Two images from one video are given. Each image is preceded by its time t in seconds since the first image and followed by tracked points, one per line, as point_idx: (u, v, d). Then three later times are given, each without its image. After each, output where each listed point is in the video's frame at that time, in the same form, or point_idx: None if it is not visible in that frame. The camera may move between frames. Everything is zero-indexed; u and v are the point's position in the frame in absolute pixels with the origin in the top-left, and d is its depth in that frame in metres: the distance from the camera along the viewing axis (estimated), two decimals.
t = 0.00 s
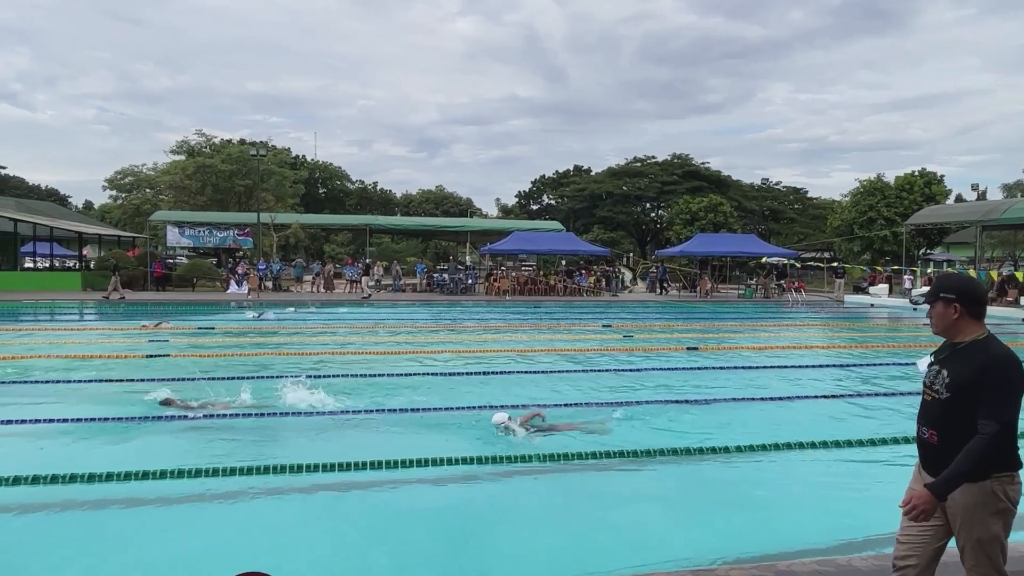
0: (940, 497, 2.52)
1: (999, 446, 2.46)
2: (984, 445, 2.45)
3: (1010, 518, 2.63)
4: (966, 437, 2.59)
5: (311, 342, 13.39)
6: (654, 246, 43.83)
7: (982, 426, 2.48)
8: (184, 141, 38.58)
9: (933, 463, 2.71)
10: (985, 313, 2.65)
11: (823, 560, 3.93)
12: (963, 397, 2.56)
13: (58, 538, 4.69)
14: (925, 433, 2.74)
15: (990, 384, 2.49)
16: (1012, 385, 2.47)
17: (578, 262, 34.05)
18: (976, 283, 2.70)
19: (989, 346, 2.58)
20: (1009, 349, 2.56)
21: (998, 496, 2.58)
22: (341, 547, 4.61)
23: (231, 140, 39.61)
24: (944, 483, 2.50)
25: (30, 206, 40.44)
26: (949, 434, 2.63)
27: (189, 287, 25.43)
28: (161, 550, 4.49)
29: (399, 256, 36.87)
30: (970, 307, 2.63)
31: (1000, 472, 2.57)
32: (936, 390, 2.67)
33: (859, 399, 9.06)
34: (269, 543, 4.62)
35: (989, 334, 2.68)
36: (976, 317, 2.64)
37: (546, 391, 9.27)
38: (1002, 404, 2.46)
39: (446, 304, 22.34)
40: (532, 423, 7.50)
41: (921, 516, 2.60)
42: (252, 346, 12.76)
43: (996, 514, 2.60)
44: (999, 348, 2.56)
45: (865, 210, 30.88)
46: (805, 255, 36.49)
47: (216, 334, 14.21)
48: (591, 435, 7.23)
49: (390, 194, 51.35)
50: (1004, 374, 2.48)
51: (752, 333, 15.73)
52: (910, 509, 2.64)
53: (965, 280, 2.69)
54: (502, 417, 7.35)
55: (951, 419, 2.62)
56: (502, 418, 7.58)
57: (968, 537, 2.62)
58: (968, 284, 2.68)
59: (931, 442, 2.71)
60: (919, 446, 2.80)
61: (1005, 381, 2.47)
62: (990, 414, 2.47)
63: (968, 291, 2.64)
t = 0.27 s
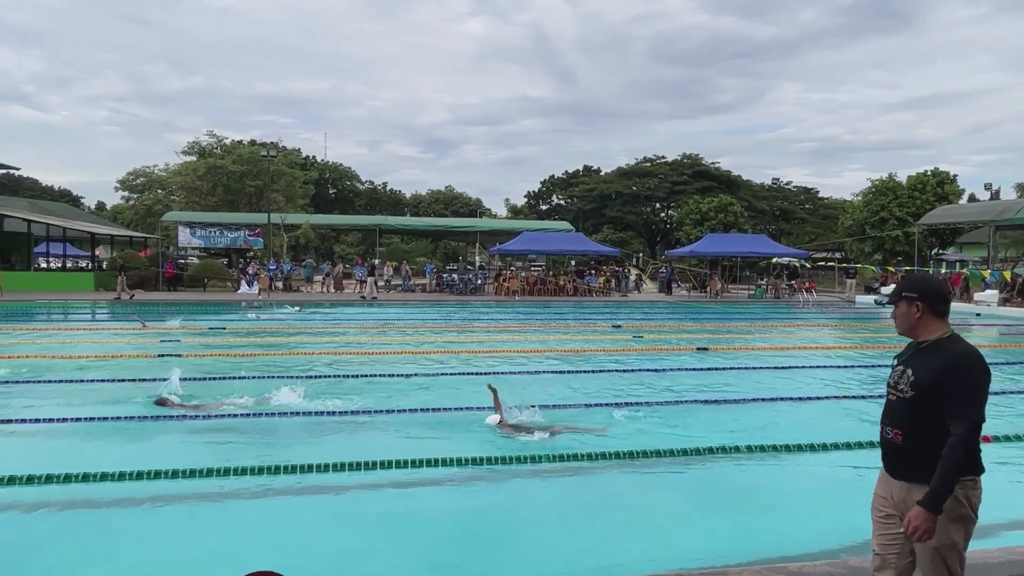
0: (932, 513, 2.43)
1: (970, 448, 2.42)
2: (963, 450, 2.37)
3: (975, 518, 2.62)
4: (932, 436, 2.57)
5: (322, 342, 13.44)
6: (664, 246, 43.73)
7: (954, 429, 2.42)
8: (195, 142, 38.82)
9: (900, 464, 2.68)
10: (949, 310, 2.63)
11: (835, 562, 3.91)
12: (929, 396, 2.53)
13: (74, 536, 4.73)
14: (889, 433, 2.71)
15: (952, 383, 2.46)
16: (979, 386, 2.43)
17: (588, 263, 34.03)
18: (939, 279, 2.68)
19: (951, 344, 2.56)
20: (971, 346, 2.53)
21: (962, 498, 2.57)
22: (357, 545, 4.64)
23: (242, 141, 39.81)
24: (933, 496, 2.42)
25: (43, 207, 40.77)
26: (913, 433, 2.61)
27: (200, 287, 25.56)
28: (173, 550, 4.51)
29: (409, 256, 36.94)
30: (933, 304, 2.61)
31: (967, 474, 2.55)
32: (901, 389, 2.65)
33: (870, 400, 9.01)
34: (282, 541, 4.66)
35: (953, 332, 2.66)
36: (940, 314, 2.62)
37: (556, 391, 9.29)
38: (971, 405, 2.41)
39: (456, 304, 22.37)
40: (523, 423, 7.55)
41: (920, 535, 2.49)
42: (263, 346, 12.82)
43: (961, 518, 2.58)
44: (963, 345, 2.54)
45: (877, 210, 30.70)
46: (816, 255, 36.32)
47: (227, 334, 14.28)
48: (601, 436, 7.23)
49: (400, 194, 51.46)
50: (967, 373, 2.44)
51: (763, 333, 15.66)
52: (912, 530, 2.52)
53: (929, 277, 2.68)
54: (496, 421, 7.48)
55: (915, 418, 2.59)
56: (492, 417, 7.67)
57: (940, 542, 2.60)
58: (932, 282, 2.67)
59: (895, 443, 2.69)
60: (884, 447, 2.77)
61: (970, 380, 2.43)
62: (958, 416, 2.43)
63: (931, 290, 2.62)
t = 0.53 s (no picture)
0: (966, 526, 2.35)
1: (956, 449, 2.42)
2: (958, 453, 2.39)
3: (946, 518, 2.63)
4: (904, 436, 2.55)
5: (333, 342, 13.49)
6: (675, 246, 43.59)
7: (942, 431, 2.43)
8: (208, 143, 39.06)
9: (866, 466, 2.66)
10: (916, 309, 2.65)
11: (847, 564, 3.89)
12: (902, 396, 2.52)
13: (86, 533, 4.77)
14: (857, 434, 2.71)
15: (927, 382, 2.47)
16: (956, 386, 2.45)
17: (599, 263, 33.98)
18: (903, 278, 2.71)
19: (921, 342, 2.57)
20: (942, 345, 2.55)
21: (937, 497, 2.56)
22: (366, 545, 4.65)
23: (255, 142, 40.02)
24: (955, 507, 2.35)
25: (58, 207, 41.18)
26: (880, 433, 2.60)
27: (213, 287, 25.70)
28: (183, 547, 4.54)
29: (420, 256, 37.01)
30: (901, 303, 2.62)
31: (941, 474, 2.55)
32: (868, 390, 2.65)
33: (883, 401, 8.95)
34: (292, 540, 4.67)
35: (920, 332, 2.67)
36: (908, 313, 2.63)
37: (567, 391, 9.28)
38: (950, 405, 2.43)
39: (467, 304, 22.38)
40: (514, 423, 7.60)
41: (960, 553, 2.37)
42: (275, 345, 12.88)
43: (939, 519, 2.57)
44: (935, 343, 2.55)
45: (891, 210, 30.47)
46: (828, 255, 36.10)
47: (240, 334, 14.36)
48: (613, 436, 7.21)
49: (411, 194, 51.56)
50: (941, 371, 2.46)
51: (775, 334, 15.59)
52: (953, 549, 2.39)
53: (895, 277, 2.69)
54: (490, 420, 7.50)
55: (885, 417, 2.58)
56: (484, 416, 7.73)
57: (910, 543, 2.57)
58: (898, 281, 2.68)
59: (862, 444, 2.68)
60: (851, 449, 2.76)
61: (945, 380, 2.44)
62: (940, 417, 2.44)
63: (900, 288, 2.64)
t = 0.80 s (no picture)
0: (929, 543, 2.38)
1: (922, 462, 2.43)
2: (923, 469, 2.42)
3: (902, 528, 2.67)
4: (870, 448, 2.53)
5: (345, 341, 13.55)
6: (687, 246, 43.45)
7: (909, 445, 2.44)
8: (221, 143, 39.30)
9: (829, 479, 2.63)
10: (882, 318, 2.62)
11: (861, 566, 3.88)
12: (870, 407, 2.49)
13: (101, 530, 4.82)
14: (820, 446, 2.68)
15: (897, 394, 2.44)
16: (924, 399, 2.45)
17: (610, 263, 33.92)
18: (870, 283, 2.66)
19: (889, 352, 2.54)
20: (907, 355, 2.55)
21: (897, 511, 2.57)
22: (376, 545, 4.66)
23: (267, 142, 40.22)
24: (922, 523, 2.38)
25: (73, 208, 41.56)
26: (847, 444, 2.57)
27: (226, 287, 25.86)
28: (194, 546, 4.56)
29: (431, 256, 37.09)
30: (871, 310, 2.57)
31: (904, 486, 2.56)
32: (833, 401, 2.60)
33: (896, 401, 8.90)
34: (304, 539, 4.70)
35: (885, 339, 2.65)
36: (876, 320, 2.59)
37: (577, 391, 9.28)
38: (916, 418, 2.43)
39: (477, 304, 22.41)
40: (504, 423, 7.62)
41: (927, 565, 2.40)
42: (287, 345, 12.96)
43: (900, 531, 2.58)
44: (902, 354, 2.54)
45: (905, 209, 30.26)
46: (841, 255, 35.89)
47: (252, 333, 14.45)
48: (625, 436, 7.20)
49: (422, 195, 51.68)
50: (911, 384, 2.44)
51: (787, 334, 15.52)
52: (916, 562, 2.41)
53: (863, 282, 2.64)
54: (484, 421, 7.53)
55: (852, 428, 2.54)
56: (477, 416, 7.77)
57: (873, 563, 2.54)
58: (866, 287, 2.64)
59: (825, 456, 2.65)
60: (815, 461, 2.73)
61: (913, 393, 2.44)
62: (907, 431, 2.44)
63: (870, 295, 2.59)
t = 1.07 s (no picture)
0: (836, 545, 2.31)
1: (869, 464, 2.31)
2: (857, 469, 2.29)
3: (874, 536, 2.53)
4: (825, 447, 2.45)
5: (356, 340, 13.59)
6: (697, 246, 43.31)
7: (851, 445, 2.32)
8: (233, 143, 39.48)
9: (792, 478, 2.55)
10: (844, 312, 2.54)
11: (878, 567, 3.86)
12: (820, 405, 2.41)
13: (117, 528, 4.87)
14: (781, 445, 2.59)
15: (843, 392, 2.36)
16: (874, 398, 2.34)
17: (621, 262, 33.85)
18: (835, 278, 2.59)
19: (844, 348, 2.45)
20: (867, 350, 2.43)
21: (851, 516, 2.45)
22: (385, 544, 4.67)
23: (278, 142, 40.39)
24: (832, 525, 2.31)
25: (86, 208, 41.88)
26: (805, 441, 2.49)
27: (237, 286, 25.99)
28: (204, 545, 4.59)
29: (441, 255, 37.16)
30: (827, 303, 2.51)
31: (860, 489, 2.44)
32: (793, 398, 2.53)
33: (911, 402, 8.84)
34: (317, 538, 4.73)
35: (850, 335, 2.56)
36: (835, 315, 2.52)
37: (587, 391, 9.27)
38: (866, 416, 2.32)
39: (488, 303, 22.42)
40: (497, 421, 7.60)
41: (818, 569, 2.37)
42: (298, 344, 13.01)
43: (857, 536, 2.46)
44: (859, 349, 2.43)
45: (918, 208, 30.05)
46: (854, 255, 35.66)
47: (264, 333, 14.52)
48: (637, 437, 7.18)
49: (432, 194, 51.76)
50: (861, 381, 2.34)
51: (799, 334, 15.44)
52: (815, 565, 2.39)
53: (825, 276, 2.58)
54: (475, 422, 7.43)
55: (808, 426, 2.47)
56: (471, 416, 7.74)
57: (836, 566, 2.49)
58: (826, 281, 2.57)
59: (786, 455, 2.56)
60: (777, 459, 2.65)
61: (876, 388, 2.36)
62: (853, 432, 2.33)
63: (827, 288, 2.53)
